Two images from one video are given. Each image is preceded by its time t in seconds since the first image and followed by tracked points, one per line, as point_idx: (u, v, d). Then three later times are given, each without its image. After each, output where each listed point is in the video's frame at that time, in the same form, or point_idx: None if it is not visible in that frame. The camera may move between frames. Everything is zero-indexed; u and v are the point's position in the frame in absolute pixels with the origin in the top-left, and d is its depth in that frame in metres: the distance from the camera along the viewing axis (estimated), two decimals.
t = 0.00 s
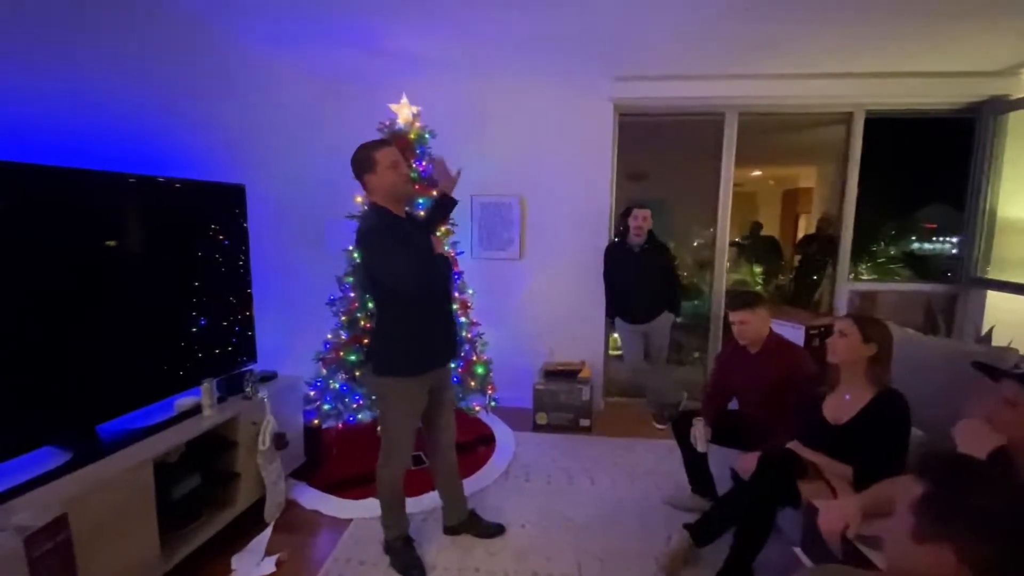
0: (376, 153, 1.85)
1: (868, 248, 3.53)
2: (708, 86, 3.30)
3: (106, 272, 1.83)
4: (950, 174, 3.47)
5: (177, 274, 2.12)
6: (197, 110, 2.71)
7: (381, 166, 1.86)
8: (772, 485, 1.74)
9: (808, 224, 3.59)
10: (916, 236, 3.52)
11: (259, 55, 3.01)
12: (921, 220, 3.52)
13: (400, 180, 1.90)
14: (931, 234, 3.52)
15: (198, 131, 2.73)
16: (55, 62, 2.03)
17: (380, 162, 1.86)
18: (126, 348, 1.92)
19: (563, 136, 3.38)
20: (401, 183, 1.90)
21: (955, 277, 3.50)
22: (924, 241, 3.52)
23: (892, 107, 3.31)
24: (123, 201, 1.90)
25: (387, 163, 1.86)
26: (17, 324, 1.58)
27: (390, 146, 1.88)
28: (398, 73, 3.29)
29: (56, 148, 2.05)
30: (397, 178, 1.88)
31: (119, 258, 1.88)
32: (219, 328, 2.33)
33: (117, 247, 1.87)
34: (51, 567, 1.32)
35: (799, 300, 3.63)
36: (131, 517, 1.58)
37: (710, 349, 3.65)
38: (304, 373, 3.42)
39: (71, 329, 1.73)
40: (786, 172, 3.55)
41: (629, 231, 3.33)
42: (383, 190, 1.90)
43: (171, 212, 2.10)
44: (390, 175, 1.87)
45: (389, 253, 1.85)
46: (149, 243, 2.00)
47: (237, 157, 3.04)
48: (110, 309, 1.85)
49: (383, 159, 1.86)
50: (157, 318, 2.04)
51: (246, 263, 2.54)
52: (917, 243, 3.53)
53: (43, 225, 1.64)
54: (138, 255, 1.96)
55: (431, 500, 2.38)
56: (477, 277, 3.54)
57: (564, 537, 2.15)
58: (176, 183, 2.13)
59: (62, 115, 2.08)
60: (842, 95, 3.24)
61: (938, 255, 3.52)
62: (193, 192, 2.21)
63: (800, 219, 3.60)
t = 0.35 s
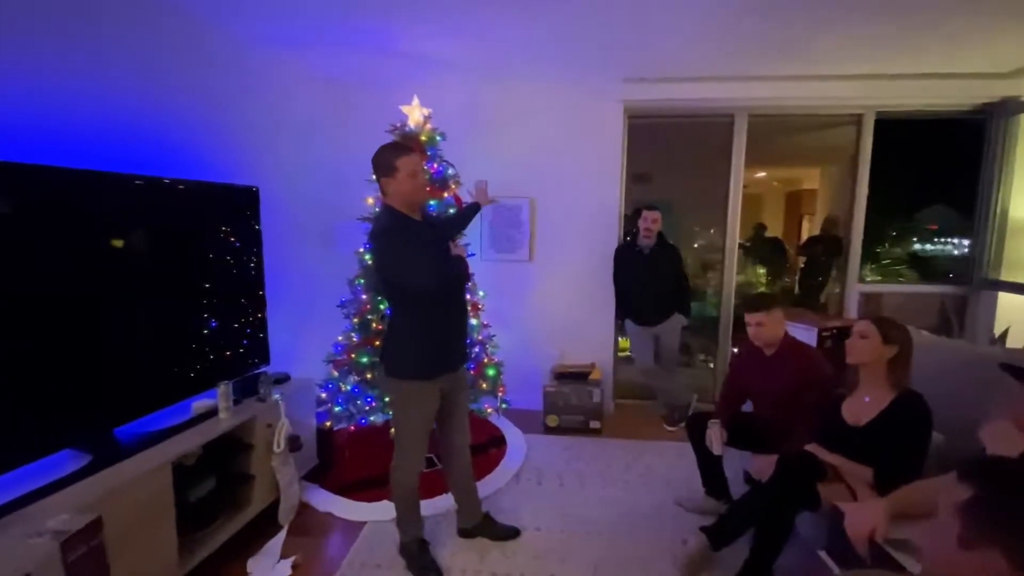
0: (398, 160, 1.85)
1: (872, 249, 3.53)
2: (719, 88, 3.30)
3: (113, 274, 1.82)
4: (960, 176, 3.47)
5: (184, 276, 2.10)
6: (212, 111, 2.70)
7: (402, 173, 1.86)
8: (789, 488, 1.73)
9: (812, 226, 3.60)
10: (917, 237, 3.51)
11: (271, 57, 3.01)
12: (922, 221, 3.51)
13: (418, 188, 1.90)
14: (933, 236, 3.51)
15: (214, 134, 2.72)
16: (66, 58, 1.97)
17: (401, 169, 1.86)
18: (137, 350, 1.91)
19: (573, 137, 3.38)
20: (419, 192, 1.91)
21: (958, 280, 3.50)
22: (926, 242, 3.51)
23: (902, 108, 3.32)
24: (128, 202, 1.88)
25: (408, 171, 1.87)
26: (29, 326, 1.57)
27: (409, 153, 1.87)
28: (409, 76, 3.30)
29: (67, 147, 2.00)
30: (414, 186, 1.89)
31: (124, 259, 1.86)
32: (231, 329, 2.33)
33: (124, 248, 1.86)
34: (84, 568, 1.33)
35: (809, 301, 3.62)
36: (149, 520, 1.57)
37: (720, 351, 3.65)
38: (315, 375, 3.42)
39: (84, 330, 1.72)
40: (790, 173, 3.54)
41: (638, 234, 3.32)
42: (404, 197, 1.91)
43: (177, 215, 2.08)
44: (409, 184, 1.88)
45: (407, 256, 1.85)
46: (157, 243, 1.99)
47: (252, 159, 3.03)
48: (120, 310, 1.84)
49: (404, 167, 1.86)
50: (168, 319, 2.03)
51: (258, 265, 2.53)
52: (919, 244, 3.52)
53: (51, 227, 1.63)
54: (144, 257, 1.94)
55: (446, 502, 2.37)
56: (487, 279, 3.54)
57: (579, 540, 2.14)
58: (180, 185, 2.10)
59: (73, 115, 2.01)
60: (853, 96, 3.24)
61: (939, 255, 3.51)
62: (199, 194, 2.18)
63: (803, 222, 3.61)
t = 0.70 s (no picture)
0: (416, 163, 1.85)
1: (870, 249, 3.56)
2: (722, 89, 3.32)
3: (111, 276, 1.76)
4: (958, 176, 3.50)
5: (183, 278, 2.05)
6: (222, 113, 2.68)
7: (417, 176, 1.86)
8: (801, 485, 1.75)
9: (807, 227, 3.63)
10: (906, 237, 3.55)
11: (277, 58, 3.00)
12: (911, 221, 3.55)
13: (433, 192, 1.90)
14: (922, 235, 3.55)
15: (223, 136, 2.69)
16: (82, 60, 1.93)
17: (417, 173, 1.86)
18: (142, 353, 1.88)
19: (577, 138, 3.39)
20: (434, 197, 1.91)
21: (949, 279, 3.54)
22: (916, 241, 3.55)
23: (902, 110, 3.35)
24: (126, 203, 1.81)
25: (423, 175, 1.87)
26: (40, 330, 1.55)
27: (427, 157, 1.87)
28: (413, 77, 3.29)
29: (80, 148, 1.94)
30: (428, 189, 1.88)
31: (121, 262, 1.80)
32: (234, 331, 2.31)
33: (131, 251, 1.84)
34: None
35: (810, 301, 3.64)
36: (162, 525, 1.56)
37: (724, 351, 3.66)
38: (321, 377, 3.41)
39: (93, 335, 1.70)
40: (785, 175, 3.57)
41: (643, 233, 3.37)
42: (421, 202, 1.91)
43: (176, 216, 2.02)
44: (424, 188, 1.88)
45: (410, 257, 1.84)
46: (165, 246, 1.97)
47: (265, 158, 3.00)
48: (128, 314, 1.82)
49: (420, 171, 1.86)
50: (175, 322, 2.01)
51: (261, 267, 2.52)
52: (908, 243, 3.56)
53: (59, 231, 1.60)
54: (142, 259, 1.87)
55: (457, 502, 2.37)
56: (491, 280, 3.54)
57: (590, 541, 2.15)
58: (176, 186, 2.02)
59: (87, 117, 1.96)
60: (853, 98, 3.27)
61: (929, 255, 3.56)
62: (195, 195, 2.11)
63: (800, 222, 3.64)
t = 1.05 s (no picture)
0: (411, 161, 1.84)
1: (857, 247, 3.62)
2: (716, 89, 3.35)
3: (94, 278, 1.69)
4: (944, 175, 3.58)
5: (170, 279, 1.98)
6: (215, 113, 2.64)
7: (413, 174, 1.85)
8: (802, 480, 1.76)
9: (793, 224, 3.71)
10: (886, 235, 3.62)
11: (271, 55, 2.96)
12: (891, 220, 3.62)
13: (429, 191, 1.87)
14: (903, 233, 3.62)
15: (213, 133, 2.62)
16: (81, 58, 1.91)
17: (413, 171, 1.84)
18: (133, 356, 1.84)
19: (572, 137, 3.39)
20: (432, 196, 1.89)
21: (929, 276, 3.62)
22: (897, 239, 3.62)
23: (889, 110, 3.42)
24: (109, 202, 1.74)
25: (419, 173, 1.85)
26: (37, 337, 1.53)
27: (423, 154, 1.85)
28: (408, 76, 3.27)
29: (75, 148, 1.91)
30: (425, 188, 1.86)
31: (105, 263, 1.72)
32: (227, 332, 2.27)
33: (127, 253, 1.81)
34: None
35: (799, 299, 3.70)
36: (161, 530, 1.54)
37: (717, 349, 3.70)
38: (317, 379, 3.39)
39: (89, 338, 1.68)
40: (772, 174, 3.62)
41: (638, 233, 3.37)
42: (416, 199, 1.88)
43: (161, 215, 1.95)
44: (419, 186, 1.86)
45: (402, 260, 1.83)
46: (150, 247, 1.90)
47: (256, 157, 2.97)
48: (113, 317, 1.75)
49: (415, 169, 1.84)
50: (169, 324, 1.98)
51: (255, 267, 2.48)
52: (889, 241, 3.63)
53: (54, 232, 1.57)
54: (126, 260, 1.80)
55: (458, 502, 2.37)
56: (487, 280, 3.53)
57: (591, 539, 2.16)
58: (159, 185, 1.95)
59: (78, 113, 1.91)
60: (844, 98, 3.32)
61: (909, 252, 3.62)
62: (180, 192, 2.03)
63: (785, 219, 3.71)
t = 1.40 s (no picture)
0: (397, 156, 1.84)
1: (833, 244, 3.73)
2: (700, 89, 3.40)
3: (65, 279, 1.61)
4: (915, 175, 3.70)
5: (146, 281, 1.92)
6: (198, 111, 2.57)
7: (400, 170, 1.84)
8: (787, 470, 1.80)
9: (772, 221, 3.78)
10: (859, 233, 3.74)
11: (257, 52, 2.91)
12: (865, 217, 3.73)
13: (418, 187, 1.87)
14: (874, 230, 3.74)
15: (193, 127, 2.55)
16: (69, 56, 1.87)
17: (400, 166, 1.84)
18: (114, 359, 1.78)
19: (558, 136, 3.41)
20: (420, 190, 1.87)
21: (899, 272, 3.73)
22: (868, 237, 3.74)
23: (864, 111, 3.52)
24: (79, 201, 1.67)
25: (406, 168, 1.84)
26: (16, 342, 1.48)
27: (410, 150, 1.85)
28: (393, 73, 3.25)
29: (54, 144, 1.81)
30: (415, 185, 1.86)
31: (77, 264, 1.65)
32: (210, 333, 2.22)
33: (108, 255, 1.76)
34: None
35: (778, 295, 3.79)
36: (150, 535, 1.51)
37: (700, 345, 3.78)
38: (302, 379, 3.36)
39: (71, 341, 1.63)
40: (752, 172, 3.70)
41: (623, 231, 3.40)
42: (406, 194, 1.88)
43: (136, 214, 1.88)
44: (408, 181, 1.85)
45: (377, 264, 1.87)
46: (126, 247, 1.83)
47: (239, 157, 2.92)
48: (87, 320, 1.69)
49: (402, 164, 1.84)
50: (152, 326, 1.94)
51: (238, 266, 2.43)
52: (861, 238, 3.74)
53: (34, 235, 1.53)
54: (99, 260, 1.73)
55: (450, 500, 2.37)
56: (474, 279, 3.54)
57: (582, 533, 2.18)
58: (132, 182, 1.87)
59: (67, 108, 1.87)
60: (822, 100, 3.41)
61: (881, 249, 3.74)
62: (154, 190, 1.96)
63: (763, 217, 3.78)
